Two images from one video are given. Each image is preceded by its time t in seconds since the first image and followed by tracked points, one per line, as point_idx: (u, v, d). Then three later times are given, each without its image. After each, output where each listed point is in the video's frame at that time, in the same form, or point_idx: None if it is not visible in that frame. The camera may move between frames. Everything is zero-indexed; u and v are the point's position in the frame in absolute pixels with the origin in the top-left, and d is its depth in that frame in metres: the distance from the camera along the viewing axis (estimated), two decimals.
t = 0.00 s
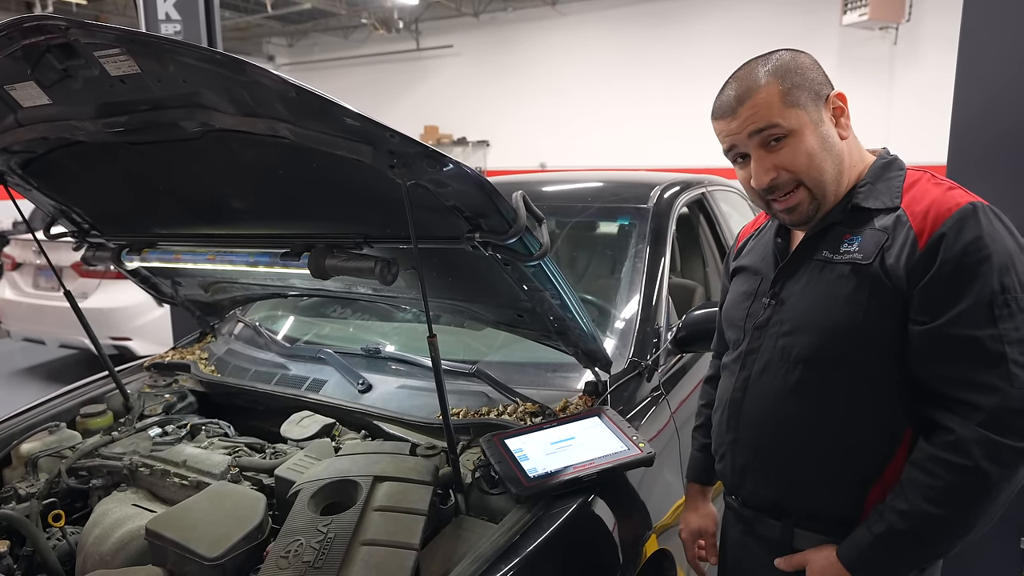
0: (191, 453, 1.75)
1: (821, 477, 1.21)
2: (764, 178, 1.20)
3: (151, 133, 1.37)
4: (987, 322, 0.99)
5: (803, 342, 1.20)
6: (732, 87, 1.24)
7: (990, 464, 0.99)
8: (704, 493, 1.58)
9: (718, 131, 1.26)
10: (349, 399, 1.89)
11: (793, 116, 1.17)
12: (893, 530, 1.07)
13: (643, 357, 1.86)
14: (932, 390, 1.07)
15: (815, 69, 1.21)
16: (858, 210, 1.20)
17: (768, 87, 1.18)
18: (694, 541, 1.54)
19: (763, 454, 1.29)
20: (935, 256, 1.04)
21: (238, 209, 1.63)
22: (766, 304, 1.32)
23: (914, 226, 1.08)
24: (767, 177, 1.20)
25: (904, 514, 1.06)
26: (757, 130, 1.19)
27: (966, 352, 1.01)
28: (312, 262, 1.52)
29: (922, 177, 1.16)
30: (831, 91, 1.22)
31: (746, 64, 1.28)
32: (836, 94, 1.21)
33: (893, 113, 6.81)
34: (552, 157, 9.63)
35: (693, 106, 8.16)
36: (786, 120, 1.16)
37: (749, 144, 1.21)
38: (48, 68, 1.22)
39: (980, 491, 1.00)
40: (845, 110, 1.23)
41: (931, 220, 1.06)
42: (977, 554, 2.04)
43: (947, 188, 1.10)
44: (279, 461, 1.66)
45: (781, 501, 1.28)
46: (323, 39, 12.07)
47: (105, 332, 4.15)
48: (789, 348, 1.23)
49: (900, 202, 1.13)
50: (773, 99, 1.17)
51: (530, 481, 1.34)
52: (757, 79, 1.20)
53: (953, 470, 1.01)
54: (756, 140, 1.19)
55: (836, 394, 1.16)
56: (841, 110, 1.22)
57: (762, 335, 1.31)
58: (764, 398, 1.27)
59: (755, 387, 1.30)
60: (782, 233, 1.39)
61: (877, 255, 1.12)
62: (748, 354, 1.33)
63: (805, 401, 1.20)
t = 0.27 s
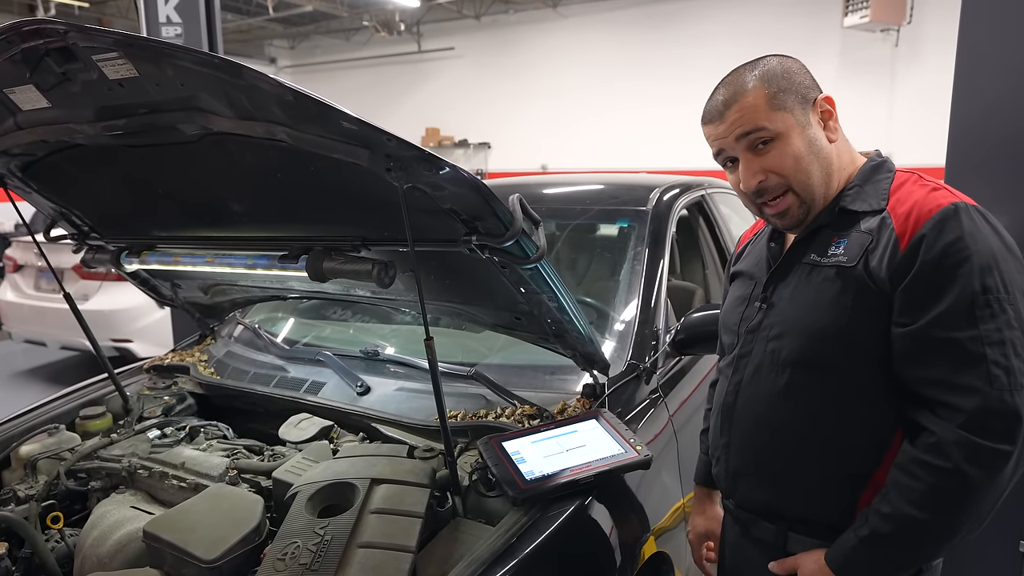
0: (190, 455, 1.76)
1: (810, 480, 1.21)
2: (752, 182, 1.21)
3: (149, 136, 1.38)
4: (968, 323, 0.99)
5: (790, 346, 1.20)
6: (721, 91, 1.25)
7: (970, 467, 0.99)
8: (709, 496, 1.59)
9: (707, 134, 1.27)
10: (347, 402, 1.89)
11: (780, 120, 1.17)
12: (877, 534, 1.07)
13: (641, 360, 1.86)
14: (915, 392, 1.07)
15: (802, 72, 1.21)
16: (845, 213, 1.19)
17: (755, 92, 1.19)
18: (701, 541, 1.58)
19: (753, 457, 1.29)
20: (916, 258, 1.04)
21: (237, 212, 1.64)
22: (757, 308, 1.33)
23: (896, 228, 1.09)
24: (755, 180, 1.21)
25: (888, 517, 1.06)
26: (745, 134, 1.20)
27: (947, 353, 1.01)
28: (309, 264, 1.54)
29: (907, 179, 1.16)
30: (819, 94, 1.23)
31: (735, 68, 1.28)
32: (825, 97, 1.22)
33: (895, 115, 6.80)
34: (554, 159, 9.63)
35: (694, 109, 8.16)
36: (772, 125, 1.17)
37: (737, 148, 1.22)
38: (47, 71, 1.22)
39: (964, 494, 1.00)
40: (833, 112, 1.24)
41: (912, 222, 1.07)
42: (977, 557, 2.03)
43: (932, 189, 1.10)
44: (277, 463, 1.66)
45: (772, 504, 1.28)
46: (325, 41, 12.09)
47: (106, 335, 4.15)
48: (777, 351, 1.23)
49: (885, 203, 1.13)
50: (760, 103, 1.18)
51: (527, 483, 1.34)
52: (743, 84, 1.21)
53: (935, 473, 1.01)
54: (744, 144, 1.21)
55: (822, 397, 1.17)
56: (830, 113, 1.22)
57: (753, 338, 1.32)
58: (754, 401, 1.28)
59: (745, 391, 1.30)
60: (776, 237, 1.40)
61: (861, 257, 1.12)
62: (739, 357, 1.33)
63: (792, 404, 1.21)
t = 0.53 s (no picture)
0: (187, 456, 1.76)
1: (808, 484, 1.21)
2: (731, 197, 1.23)
3: (146, 138, 1.38)
4: (966, 328, 0.99)
5: (787, 349, 1.20)
6: (707, 101, 1.24)
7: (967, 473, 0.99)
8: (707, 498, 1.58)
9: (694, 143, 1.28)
10: (344, 403, 1.89)
11: (754, 138, 1.17)
12: (874, 538, 1.07)
13: (638, 361, 1.86)
14: (913, 397, 1.08)
15: (787, 81, 1.17)
16: (842, 217, 1.20)
17: (731, 109, 1.18)
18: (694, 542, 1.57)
19: (749, 460, 1.29)
20: (914, 262, 1.04)
21: (234, 213, 1.64)
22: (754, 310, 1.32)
23: (894, 231, 1.08)
24: (733, 196, 1.23)
25: (884, 522, 1.06)
26: (723, 151, 1.21)
27: (945, 359, 1.01)
28: (306, 266, 1.53)
29: (906, 182, 1.16)
30: (807, 103, 1.17)
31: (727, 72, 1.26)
32: (812, 108, 1.17)
33: (895, 116, 6.80)
34: (554, 160, 9.63)
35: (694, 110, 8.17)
36: (746, 145, 1.17)
37: (716, 162, 1.23)
38: (43, 73, 1.22)
39: (961, 500, 1.00)
40: (824, 120, 1.18)
41: (910, 225, 1.07)
42: (975, 559, 2.03)
43: (930, 192, 1.10)
44: (274, 464, 1.66)
45: (769, 507, 1.28)
46: (326, 42, 12.10)
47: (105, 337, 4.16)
48: (774, 355, 1.23)
49: (883, 207, 1.13)
50: (735, 122, 1.18)
51: (523, 485, 1.34)
52: (724, 98, 1.20)
53: (932, 479, 1.01)
54: (721, 159, 1.21)
55: (819, 401, 1.17)
56: (817, 124, 1.17)
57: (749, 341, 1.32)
58: (750, 404, 1.28)
59: (741, 394, 1.31)
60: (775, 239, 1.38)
61: (858, 261, 1.12)
62: (736, 359, 1.33)
63: (789, 408, 1.21)
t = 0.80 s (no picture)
0: (184, 456, 1.76)
1: (795, 492, 1.22)
2: (728, 202, 1.27)
3: (142, 138, 1.38)
4: (962, 350, 0.98)
5: (782, 356, 1.21)
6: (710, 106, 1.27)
7: (953, 494, 0.99)
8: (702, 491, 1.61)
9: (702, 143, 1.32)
10: (342, 403, 1.89)
11: (746, 149, 1.19)
12: (854, 547, 1.08)
13: (636, 361, 1.86)
14: (906, 414, 1.08)
15: (783, 91, 1.17)
16: (846, 224, 1.19)
17: (726, 119, 1.21)
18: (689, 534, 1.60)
19: (739, 463, 1.30)
20: (911, 280, 1.03)
21: (231, 214, 1.64)
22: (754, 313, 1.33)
23: (896, 245, 1.08)
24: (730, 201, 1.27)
25: (867, 532, 1.07)
26: (719, 159, 1.24)
27: (939, 379, 1.01)
28: (302, 265, 1.53)
29: (915, 192, 1.14)
30: (802, 113, 1.16)
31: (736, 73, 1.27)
32: (807, 118, 1.15)
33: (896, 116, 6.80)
34: (554, 160, 9.62)
35: (694, 110, 8.16)
36: (736, 156, 1.19)
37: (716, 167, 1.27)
38: (39, 73, 1.22)
39: (945, 520, 1.00)
40: (821, 130, 1.16)
41: (911, 241, 1.06)
42: (973, 559, 2.03)
43: (936, 206, 1.08)
44: (271, 464, 1.66)
45: (753, 510, 1.30)
46: (326, 42, 12.10)
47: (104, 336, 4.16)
48: (769, 360, 1.24)
49: (887, 218, 1.13)
50: (728, 133, 1.21)
51: (519, 485, 1.34)
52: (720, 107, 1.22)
53: (921, 498, 1.01)
54: (719, 166, 1.25)
55: (811, 410, 1.17)
56: (812, 134, 1.16)
57: (748, 344, 1.32)
58: (742, 408, 1.29)
59: (735, 397, 1.31)
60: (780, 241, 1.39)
61: (857, 273, 1.12)
62: (733, 361, 1.34)
63: (781, 414, 1.21)
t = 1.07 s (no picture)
0: (184, 456, 1.76)
1: (771, 489, 1.25)
2: (735, 199, 1.28)
3: (142, 138, 1.38)
4: (932, 361, 0.99)
5: (766, 354, 1.23)
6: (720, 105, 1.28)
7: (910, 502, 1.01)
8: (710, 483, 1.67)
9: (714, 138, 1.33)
10: (342, 403, 1.89)
11: (750, 148, 1.20)
12: (815, 546, 1.13)
13: (635, 361, 1.86)
14: (876, 419, 1.09)
15: (789, 91, 1.17)
16: (843, 227, 1.19)
17: (732, 117, 1.22)
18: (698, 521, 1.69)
19: (723, 458, 1.34)
20: (888, 286, 1.03)
21: (231, 214, 1.64)
22: (753, 310, 1.34)
23: (879, 251, 1.07)
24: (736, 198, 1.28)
25: (827, 533, 1.11)
26: (725, 156, 1.25)
27: (906, 388, 1.02)
28: (302, 266, 1.54)
29: (913, 198, 1.11)
30: (807, 112, 1.16)
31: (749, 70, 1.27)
32: (812, 117, 1.15)
33: (898, 116, 6.79)
34: (556, 160, 9.62)
35: (695, 109, 8.16)
36: (741, 154, 1.21)
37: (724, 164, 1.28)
38: (39, 73, 1.22)
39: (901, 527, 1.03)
40: (825, 130, 1.16)
41: (894, 248, 1.05)
42: (973, 559, 2.03)
43: (928, 213, 1.06)
44: (270, 464, 1.66)
45: (734, 501, 1.34)
46: (328, 42, 12.11)
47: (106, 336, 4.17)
48: (755, 358, 1.26)
49: (880, 223, 1.12)
50: (734, 131, 1.22)
51: (517, 486, 1.34)
52: (727, 105, 1.23)
53: (880, 504, 1.04)
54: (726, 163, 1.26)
55: (789, 411, 1.19)
56: (816, 134, 1.16)
57: (742, 340, 1.34)
58: (728, 404, 1.32)
59: (725, 392, 1.34)
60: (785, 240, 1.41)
61: (841, 278, 1.12)
62: (728, 355, 1.37)
63: (760, 412, 1.24)
